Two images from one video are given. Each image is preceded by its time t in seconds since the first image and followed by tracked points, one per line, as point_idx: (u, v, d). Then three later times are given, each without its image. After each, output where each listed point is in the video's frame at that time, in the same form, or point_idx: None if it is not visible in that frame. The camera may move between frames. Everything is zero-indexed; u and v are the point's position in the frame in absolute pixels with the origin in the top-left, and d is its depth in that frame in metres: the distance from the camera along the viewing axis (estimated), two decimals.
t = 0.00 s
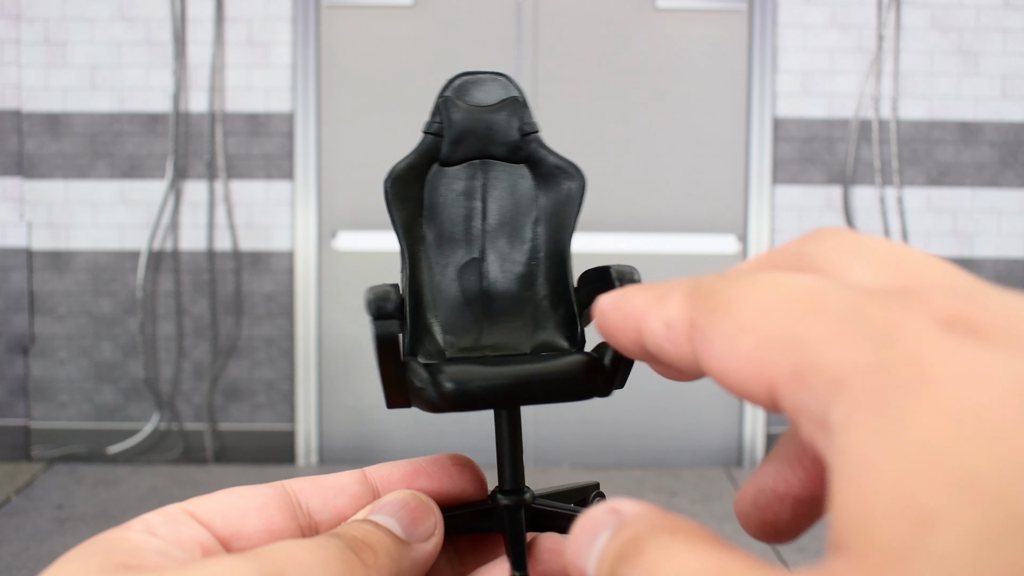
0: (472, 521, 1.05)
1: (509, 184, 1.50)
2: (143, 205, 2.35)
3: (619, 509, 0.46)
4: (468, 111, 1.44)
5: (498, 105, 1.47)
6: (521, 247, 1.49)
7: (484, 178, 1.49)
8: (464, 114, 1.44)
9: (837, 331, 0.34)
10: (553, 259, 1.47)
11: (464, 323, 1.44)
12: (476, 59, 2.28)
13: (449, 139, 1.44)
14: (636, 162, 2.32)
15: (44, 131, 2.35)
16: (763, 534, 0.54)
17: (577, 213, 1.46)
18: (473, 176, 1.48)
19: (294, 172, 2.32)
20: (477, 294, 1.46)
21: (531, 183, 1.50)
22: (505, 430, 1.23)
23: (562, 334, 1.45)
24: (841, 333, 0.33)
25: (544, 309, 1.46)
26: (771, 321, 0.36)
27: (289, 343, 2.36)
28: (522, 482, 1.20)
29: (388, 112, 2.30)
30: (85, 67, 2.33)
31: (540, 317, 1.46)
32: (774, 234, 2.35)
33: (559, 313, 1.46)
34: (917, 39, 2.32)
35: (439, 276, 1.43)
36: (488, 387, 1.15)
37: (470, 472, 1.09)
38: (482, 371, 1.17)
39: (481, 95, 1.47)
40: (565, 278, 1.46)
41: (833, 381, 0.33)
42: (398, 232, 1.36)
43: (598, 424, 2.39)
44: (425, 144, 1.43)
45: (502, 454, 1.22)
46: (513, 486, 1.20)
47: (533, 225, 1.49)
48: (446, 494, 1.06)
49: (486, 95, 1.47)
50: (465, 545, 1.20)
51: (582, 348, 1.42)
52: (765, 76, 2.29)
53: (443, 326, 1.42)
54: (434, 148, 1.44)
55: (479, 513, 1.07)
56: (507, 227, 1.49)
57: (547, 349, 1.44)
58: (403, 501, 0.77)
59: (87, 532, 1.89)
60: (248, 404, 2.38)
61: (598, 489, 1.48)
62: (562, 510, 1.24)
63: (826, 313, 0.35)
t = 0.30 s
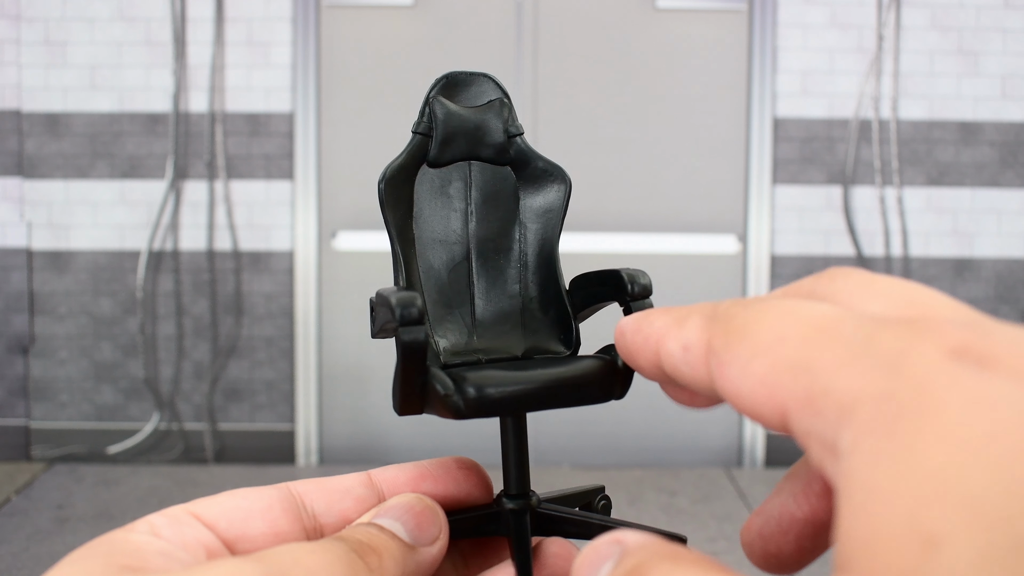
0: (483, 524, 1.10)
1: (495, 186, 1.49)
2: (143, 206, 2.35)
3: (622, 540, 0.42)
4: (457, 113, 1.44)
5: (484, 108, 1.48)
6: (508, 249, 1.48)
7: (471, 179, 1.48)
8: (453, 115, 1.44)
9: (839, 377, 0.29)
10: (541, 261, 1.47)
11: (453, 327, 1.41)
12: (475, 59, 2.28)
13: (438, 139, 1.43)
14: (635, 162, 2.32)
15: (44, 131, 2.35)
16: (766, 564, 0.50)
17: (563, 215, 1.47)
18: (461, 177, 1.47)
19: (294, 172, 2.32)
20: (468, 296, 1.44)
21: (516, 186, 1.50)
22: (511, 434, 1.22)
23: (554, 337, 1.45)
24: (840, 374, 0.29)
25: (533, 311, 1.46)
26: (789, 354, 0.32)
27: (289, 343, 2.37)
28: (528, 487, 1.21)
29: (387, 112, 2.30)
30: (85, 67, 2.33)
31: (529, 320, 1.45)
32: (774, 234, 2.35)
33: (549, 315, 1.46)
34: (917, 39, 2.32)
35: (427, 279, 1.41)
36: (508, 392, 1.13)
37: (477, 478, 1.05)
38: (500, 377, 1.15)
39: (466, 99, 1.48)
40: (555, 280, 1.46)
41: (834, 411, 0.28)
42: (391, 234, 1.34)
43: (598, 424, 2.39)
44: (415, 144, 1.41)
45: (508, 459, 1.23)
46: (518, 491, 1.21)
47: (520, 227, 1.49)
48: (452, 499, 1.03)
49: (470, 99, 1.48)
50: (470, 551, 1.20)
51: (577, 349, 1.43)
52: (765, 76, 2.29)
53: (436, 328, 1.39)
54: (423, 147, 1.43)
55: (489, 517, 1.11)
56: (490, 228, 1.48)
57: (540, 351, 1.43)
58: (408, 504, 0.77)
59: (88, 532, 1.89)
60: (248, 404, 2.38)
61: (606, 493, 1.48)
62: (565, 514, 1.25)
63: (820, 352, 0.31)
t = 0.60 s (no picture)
0: (482, 523, 1.10)
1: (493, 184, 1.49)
2: (142, 205, 2.35)
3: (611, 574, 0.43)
4: (455, 112, 1.43)
5: (482, 107, 1.45)
6: (505, 249, 1.48)
7: (468, 178, 1.47)
8: (451, 115, 1.42)
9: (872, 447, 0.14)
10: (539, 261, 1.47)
11: (451, 326, 1.42)
12: (476, 58, 2.28)
13: (435, 139, 1.42)
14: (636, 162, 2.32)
15: (44, 131, 2.35)
16: None
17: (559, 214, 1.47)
18: (459, 176, 1.46)
19: (294, 172, 2.32)
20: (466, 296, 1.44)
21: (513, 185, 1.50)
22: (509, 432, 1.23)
23: (551, 335, 1.46)
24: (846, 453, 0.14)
25: (530, 309, 1.46)
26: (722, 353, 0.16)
27: (289, 343, 2.36)
28: (525, 484, 1.21)
29: (388, 113, 2.30)
30: (85, 67, 2.33)
31: (526, 318, 1.46)
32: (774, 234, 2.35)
33: (546, 315, 1.47)
34: (917, 38, 2.32)
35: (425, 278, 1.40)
36: (509, 392, 1.14)
37: (474, 476, 1.07)
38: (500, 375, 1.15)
39: (464, 98, 1.46)
40: (552, 280, 1.47)
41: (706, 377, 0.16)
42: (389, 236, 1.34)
43: (598, 424, 2.39)
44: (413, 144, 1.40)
45: (507, 458, 1.23)
46: (516, 491, 1.21)
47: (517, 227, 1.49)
48: (449, 498, 1.04)
49: (467, 98, 1.46)
50: (468, 550, 1.20)
51: (574, 348, 1.44)
52: (765, 76, 2.29)
53: (434, 327, 1.40)
54: (421, 147, 1.42)
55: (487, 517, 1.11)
56: (487, 226, 1.47)
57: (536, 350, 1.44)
58: (407, 503, 0.77)
59: (87, 532, 1.89)
60: (247, 404, 2.38)
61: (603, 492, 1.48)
62: (564, 514, 1.24)
63: (759, 291, 0.16)
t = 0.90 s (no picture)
0: (485, 529, 1.09)
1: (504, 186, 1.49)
2: (142, 205, 2.35)
3: None
4: (467, 114, 1.43)
5: (493, 108, 1.46)
6: (514, 252, 1.48)
7: (478, 180, 1.47)
8: (461, 116, 1.43)
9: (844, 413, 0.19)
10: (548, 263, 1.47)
11: (460, 329, 1.41)
12: (475, 58, 2.28)
13: (445, 140, 1.42)
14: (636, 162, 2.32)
15: (44, 131, 2.36)
16: None
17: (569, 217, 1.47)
18: (468, 179, 1.46)
19: (293, 172, 2.32)
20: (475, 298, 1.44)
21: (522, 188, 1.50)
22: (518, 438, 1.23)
23: (559, 339, 1.46)
24: (833, 418, 0.19)
25: (539, 313, 1.46)
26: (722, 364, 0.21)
27: (290, 343, 2.36)
28: (533, 490, 1.20)
29: (388, 113, 2.30)
30: (85, 67, 2.33)
31: (535, 321, 1.46)
32: (774, 234, 2.35)
33: (555, 319, 1.46)
34: (916, 38, 2.32)
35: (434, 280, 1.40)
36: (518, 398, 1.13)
37: (482, 482, 1.07)
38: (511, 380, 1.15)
39: (476, 98, 1.46)
40: (561, 284, 1.47)
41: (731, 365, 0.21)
42: (399, 237, 1.34)
43: (599, 424, 2.39)
44: (423, 145, 1.41)
45: (514, 462, 1.23)
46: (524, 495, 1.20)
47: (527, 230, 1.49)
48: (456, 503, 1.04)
49: (479, 99, 1.46)
50: (475, 554, 1.19)
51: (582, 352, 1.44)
52: (765, 76, 2.29)
53: (442, 329, 1.40)
54: (432, 148, 1.42)
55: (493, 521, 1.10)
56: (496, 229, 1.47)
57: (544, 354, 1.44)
58: (415, 507, 0.77)
59: (87, 532, 1.89)
60: (248, 404, 2.38)
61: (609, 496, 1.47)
62: (572, 519, 1.23)
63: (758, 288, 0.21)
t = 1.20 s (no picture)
0: (484, 525, 1.09)
1: (502, 183, 1.49)
2: (142, 205, 2.35)
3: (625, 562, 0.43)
4: (464, 111, 1.44)
5: (490, 105, 1.47)
6: (512, 248, 1.48)
7: (476, 176, 1.47)
8: (458, 112, 1.43)
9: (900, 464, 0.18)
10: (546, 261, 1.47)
11: (458, 325, 1.41)
12: (476, 59, 2.28)
13: (442, 136, 1.43)
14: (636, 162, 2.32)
15: (44, 131, 2.35)
16: None
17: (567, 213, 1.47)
18: (466, 175, 1.46)
19: (293, 172, 2.32)
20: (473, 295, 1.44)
21: (519, 185, 1.50)
22: (514, 432, 1.22)
23: (557, 335, 1.45)
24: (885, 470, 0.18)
25: (537, 310, 1.46)
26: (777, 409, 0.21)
27: (289, 343, 2.36)
28: (530, 485, 1.20)
29: (388, 113, 2.30)
30: (85, 67, 2.33)
31: (533, 318, 1.45)
32: (774, 234, 2.35)
33: (553, 315, 1.46)
34: (917, 39, 2.32)
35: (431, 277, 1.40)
36: (513, 394, 1.13)
37: (480, 477, 1.07)
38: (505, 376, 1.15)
39: (472, 96, 1.48)
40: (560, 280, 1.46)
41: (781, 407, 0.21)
42: (396, 233, 1.34)
43: (598, 424, 2.39)
44: (421, 141, 1.41)
45: (512, 455, 1.23)
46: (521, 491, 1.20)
47: (525, 227, 1.49)
48: (453, 498, 1.04)
49: (476, 96, 1.48)
50: (473, 549, 1.19)
51: (581, 348, 1.44)
52: (765, 76, 2.29)
53: (440, 326, 1.39)
54: (429, 144, 1.43)
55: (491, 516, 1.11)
56: (495, 226, 1.47)
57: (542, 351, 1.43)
58: (411, 503, 0.77)
59: (87, 532, 1.89)
60: (248, 404, 2.38)
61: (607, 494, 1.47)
62: (570, 515, 1.23)
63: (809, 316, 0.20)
